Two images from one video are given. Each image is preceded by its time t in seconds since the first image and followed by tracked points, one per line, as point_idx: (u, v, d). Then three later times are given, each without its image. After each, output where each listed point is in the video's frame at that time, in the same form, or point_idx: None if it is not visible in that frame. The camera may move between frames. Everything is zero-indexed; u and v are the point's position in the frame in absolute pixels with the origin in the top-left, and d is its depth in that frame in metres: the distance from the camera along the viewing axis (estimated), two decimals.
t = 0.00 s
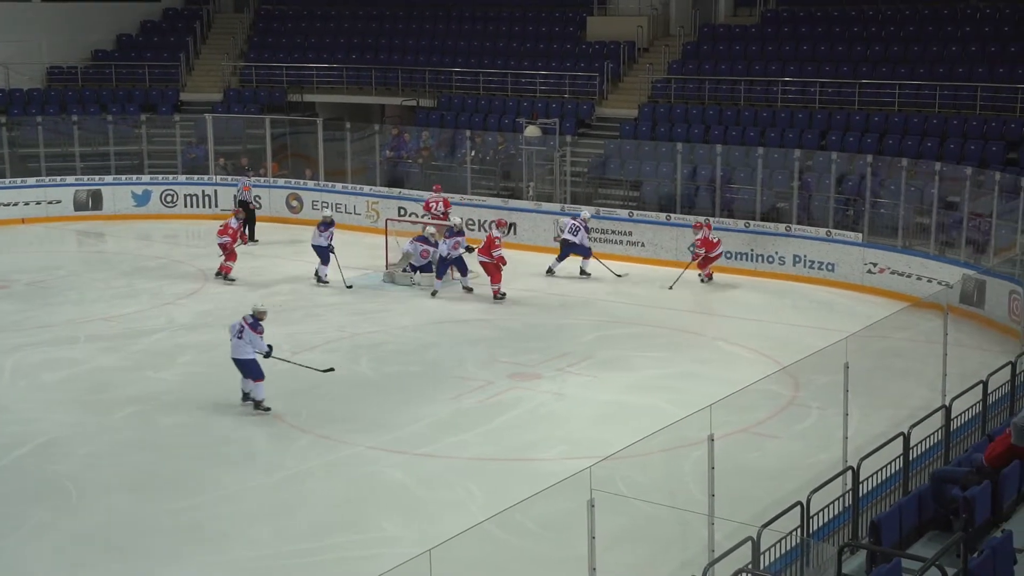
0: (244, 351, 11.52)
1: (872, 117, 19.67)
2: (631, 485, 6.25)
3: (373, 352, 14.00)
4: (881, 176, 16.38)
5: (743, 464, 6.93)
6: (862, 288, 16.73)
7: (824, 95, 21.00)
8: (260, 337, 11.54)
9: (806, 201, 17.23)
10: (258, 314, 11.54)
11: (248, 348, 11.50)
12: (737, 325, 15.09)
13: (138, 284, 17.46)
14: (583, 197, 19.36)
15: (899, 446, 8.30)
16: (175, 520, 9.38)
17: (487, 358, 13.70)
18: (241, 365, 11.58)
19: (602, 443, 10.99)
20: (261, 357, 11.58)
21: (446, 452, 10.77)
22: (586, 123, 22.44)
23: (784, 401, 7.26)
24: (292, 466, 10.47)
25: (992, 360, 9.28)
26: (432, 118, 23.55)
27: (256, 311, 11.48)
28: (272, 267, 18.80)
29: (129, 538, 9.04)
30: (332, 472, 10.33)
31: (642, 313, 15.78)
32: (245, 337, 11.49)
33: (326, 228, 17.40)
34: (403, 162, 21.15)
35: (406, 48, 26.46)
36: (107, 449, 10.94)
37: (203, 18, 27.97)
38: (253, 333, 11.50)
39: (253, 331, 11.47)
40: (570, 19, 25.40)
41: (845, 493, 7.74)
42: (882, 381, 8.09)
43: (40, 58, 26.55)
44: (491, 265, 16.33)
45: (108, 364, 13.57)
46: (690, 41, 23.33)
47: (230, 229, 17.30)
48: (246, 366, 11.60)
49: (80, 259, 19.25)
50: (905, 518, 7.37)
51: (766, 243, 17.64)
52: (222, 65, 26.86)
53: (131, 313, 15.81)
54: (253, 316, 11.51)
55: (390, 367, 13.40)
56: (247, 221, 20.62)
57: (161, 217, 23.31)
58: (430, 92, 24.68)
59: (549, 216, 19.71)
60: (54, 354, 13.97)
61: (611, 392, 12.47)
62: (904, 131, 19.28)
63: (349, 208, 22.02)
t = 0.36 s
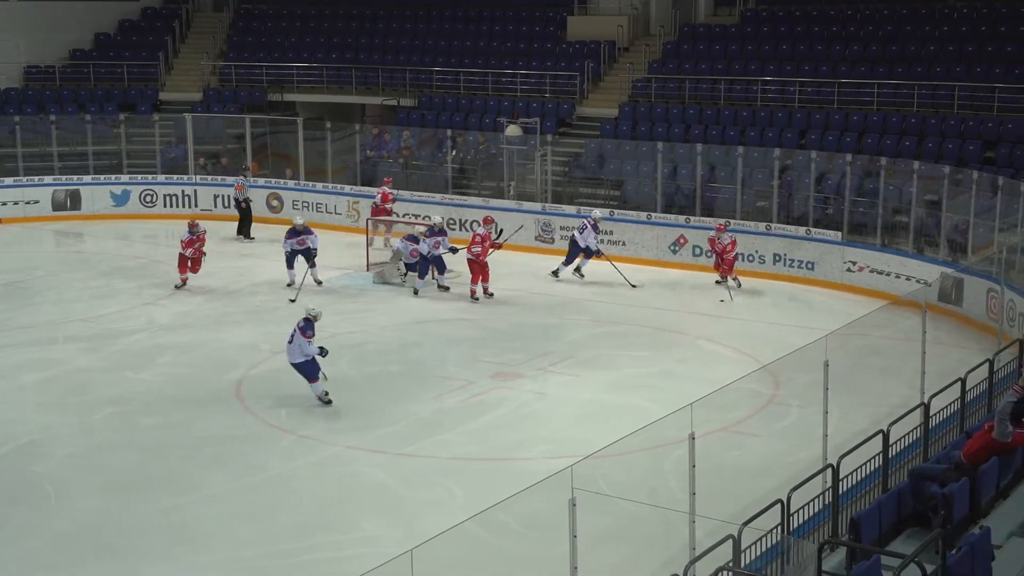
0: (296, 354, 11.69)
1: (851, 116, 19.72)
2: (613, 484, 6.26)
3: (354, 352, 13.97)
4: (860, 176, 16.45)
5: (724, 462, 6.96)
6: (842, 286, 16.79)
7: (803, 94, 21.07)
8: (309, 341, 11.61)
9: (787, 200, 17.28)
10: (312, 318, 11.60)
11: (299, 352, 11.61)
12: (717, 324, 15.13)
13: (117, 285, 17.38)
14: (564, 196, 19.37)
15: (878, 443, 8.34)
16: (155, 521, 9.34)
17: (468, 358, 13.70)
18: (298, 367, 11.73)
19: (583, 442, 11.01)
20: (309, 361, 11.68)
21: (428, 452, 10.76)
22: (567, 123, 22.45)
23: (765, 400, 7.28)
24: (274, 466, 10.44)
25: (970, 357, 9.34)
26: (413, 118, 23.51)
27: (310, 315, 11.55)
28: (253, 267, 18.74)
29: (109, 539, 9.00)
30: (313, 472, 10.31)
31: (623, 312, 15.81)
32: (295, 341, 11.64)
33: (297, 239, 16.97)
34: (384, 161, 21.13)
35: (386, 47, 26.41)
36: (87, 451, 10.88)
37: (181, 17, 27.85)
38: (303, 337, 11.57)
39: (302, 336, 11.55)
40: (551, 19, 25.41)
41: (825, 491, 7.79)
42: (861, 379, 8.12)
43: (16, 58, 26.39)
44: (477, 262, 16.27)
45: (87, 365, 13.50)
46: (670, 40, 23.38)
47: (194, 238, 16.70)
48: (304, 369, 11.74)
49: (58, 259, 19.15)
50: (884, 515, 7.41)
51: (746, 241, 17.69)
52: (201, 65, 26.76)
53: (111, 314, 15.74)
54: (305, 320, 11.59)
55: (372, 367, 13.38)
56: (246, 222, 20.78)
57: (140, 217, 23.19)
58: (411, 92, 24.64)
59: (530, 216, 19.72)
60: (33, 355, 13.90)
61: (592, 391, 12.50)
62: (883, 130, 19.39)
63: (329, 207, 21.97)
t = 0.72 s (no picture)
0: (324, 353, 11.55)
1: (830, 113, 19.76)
2: (593, 482, 6.27)
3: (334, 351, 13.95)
4: (839, 173, 16.53)
5: (705, 459, 6.97)
6: (821, 283, 16.90)
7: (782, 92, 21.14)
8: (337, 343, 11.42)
9: (766, 198, 17.34)
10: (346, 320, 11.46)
11: (324, 351, 11.48)
12: (697, 321, 15.18)
13: (96, 284, 17.29)
14: (545, 194, 19.38)
15: (858, 440, 8.39)
16: (135, 521, 9.29)
17: (449, 356, 13.69)
18: (323, 366, 11.61)
19: (564, 440, 11.02)
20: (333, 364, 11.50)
21: (409, 450, 10.76)
22: (547, 121, 22.44)
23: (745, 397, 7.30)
24: (254, 465, 10.41)
25: (949, 354, 9.40)
26: (393, 116, 23.47)
27: (345, 316, 11.41)
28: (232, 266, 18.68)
29: (87, 540, 8.95)
30: (293, 471, 10.28)
31: (604, 310, 15.84)
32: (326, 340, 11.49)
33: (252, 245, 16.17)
34: (364, 160, 21.10)
35: (366, 45, 26.34)
36: (65, 451, 10.83)
37: (160, 15, 27.72)
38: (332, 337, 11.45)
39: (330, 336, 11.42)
40: (531, 17, 25.40)
41: (805, 488, 7.85)
42: (841, 377, 8.15)
43: None
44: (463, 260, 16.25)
45: (66, 365, 13.43)
46: (650, 39, 23.42)
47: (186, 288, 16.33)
48: (328, 369, 11.60)
49: (36, 259, 19.03)
50: (863, 511, 7.47)
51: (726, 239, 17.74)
52: (179, 63, 26.65)
53: (89, 313, 15.66)
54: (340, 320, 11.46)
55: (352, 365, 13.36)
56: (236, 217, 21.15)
57: (118, 216, 23.07)
58: (390, 90, 24.61)
59: (510, 214, 19.73)
60: (10, 355, 13.81)
61: (573, 389, 12.51)
62: (861, 128, 19.47)
63: (309, 206, 21.91)
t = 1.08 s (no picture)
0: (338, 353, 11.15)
1: (817, 107, 19.80)
2: (581, 475, 6.29)
3: (322, 344, 13.93)
4: (826, 167, 16.58)
5: (692, 453, 6.99)
6: (808, 277, 16.93)
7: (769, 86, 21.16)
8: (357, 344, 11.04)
9: (754, 192, 17.38)
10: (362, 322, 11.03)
11: (342, 353, 11.05)
12: (685, 315, 15.21)
13: (82, 278, 17.24)
14: (532, 188, 19.38)
15: (844, 434, 8.40)
16: (122, 516, 9.27)
17: (437, 350, 13.70)
18: (337, 368, 11.17)
19: (552, 433, 11.04)
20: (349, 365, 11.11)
21: (397, 444, 10.76)
22: (535, 115, 22.45)
23: (733, 391, 7.32)
24: (242, 459, 10.40)
25: (934, 348, 9.44)
26: (381, 110, 23.42)
27: (361, 317, 10.97)
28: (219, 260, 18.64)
29: (74, 535, 8.93)
30: (281, 465, 10.27)
31: (592, 303, 15.85)
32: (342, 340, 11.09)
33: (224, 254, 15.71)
34: (351, 153, 21.07)
35: (353, 39, 26.29)
36: (52, 445, 10.80)
37: (146, 8, 27.64)
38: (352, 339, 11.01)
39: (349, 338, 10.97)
40: (519, 10, 25.37)
41: (792, 481, 7.81)
42: (828, 370, 8.20)
43: None
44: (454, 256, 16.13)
45: (53, 359, 13.39)
46: (638, 32, 23.43)
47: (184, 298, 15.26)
48: (341, 371, 11.18)
49: (22, 252, 18.96)
50: (850, 505, 7.49)
51: (713, 233, 17.76)
52: (166, 56, 26.58)
53: (76, 307, 15.61)
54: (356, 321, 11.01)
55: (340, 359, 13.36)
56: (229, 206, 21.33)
57: (105, 210, 23.00)
58: (378, 83, 24.58)
59: (498, 209, 19.73)
60: None
61: (560, 383, 12.52)
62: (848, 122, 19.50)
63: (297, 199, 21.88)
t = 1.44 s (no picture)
0: (389, 360, 10.81)
1: (857, 104, 19.63)
2: (618, 472, 6.28)
3: (360, 340, 13.97)
4: (867, 165, 16.43)
5: (730, 452, 6.95)
6: (849, 276, 16.76)
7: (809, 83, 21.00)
8: (410, 343, 10.77)
9: (793, 189, 17.25)
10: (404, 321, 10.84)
11: (394, 358, 10.79)
12: (722, 312, 15.12)
13: (124, 272, 17.41)
14: (570, 184, 19.37)
15: (885, 434, 8.32)
16: (161, 508, 9.36)
17: (474, 346, 13.70)
18: (390, 375, 10.90)
19: (588, 430, 11.02)
20: (409, 368, 10.81)
21: (433, 440, 10.77)
22: (573, 111, 22.42)
23: (771, 389, 7.28)
24: (279, 453, 10.47)
25: (977, 348, 9.32)
26: (419, 107, 23.47)
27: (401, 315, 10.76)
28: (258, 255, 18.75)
29: (114, 526, 9.02)
30: (318, 460, 10.32)
31: (629, 301, 15.80)
32: (393, 346, 10.76)
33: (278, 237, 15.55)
34: (389, 149, 21.12)
35: (392, 35, 26.36)
36: (93, 437, 10.92)
37: (188, 4, 27.85)
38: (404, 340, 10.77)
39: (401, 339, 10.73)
40: (557, 6, 25.32)
41: (831, 481, 7.73)
42: (867, 370, 8.14)
43: (24, 45, 26.42)
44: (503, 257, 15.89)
45: (94, 352, 13.54)
46: (677, 29, 23.34)
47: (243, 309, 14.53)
48: (394, 377, 10.91)
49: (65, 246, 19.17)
50: (891, 505, 7.43)
51: (752, 230, 17.64)
52: (207, 52, 26.77)
53: (117, 301, 15.75)
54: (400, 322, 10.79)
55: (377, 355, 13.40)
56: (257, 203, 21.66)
57: (146, 204, 23.21)
58: (416, 80, 24.63)
59: (535, 205, 19.71)
60: (39, 342, 13.91)
61: (597, 380, 12.49)
62: (890, 119, 19.33)
63: (335, 195, 21.97)
